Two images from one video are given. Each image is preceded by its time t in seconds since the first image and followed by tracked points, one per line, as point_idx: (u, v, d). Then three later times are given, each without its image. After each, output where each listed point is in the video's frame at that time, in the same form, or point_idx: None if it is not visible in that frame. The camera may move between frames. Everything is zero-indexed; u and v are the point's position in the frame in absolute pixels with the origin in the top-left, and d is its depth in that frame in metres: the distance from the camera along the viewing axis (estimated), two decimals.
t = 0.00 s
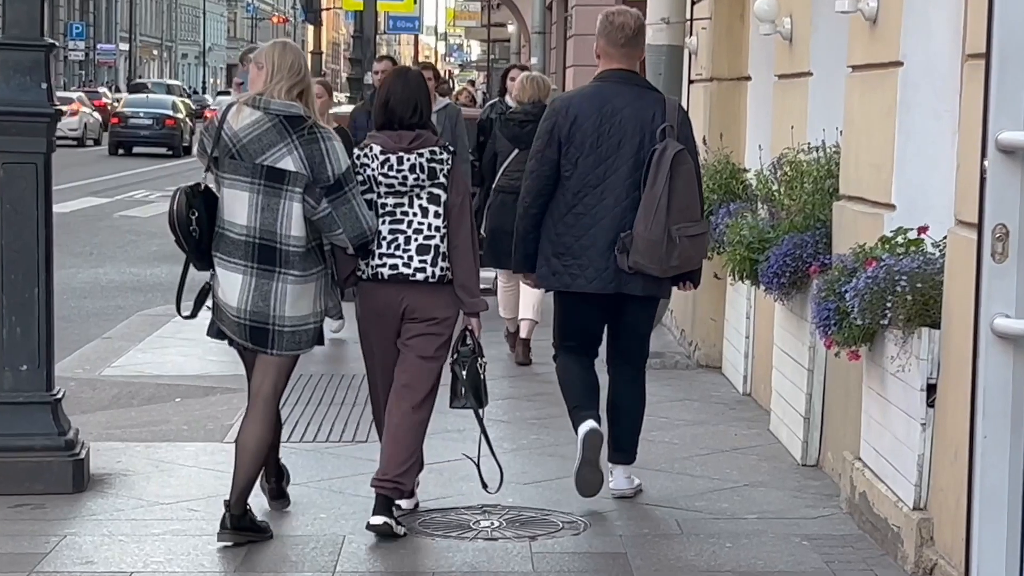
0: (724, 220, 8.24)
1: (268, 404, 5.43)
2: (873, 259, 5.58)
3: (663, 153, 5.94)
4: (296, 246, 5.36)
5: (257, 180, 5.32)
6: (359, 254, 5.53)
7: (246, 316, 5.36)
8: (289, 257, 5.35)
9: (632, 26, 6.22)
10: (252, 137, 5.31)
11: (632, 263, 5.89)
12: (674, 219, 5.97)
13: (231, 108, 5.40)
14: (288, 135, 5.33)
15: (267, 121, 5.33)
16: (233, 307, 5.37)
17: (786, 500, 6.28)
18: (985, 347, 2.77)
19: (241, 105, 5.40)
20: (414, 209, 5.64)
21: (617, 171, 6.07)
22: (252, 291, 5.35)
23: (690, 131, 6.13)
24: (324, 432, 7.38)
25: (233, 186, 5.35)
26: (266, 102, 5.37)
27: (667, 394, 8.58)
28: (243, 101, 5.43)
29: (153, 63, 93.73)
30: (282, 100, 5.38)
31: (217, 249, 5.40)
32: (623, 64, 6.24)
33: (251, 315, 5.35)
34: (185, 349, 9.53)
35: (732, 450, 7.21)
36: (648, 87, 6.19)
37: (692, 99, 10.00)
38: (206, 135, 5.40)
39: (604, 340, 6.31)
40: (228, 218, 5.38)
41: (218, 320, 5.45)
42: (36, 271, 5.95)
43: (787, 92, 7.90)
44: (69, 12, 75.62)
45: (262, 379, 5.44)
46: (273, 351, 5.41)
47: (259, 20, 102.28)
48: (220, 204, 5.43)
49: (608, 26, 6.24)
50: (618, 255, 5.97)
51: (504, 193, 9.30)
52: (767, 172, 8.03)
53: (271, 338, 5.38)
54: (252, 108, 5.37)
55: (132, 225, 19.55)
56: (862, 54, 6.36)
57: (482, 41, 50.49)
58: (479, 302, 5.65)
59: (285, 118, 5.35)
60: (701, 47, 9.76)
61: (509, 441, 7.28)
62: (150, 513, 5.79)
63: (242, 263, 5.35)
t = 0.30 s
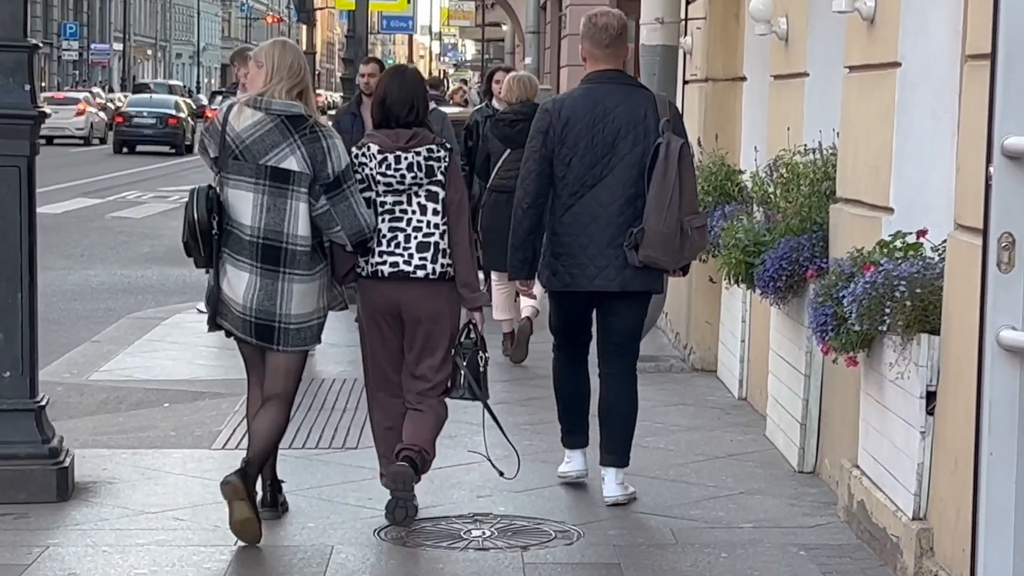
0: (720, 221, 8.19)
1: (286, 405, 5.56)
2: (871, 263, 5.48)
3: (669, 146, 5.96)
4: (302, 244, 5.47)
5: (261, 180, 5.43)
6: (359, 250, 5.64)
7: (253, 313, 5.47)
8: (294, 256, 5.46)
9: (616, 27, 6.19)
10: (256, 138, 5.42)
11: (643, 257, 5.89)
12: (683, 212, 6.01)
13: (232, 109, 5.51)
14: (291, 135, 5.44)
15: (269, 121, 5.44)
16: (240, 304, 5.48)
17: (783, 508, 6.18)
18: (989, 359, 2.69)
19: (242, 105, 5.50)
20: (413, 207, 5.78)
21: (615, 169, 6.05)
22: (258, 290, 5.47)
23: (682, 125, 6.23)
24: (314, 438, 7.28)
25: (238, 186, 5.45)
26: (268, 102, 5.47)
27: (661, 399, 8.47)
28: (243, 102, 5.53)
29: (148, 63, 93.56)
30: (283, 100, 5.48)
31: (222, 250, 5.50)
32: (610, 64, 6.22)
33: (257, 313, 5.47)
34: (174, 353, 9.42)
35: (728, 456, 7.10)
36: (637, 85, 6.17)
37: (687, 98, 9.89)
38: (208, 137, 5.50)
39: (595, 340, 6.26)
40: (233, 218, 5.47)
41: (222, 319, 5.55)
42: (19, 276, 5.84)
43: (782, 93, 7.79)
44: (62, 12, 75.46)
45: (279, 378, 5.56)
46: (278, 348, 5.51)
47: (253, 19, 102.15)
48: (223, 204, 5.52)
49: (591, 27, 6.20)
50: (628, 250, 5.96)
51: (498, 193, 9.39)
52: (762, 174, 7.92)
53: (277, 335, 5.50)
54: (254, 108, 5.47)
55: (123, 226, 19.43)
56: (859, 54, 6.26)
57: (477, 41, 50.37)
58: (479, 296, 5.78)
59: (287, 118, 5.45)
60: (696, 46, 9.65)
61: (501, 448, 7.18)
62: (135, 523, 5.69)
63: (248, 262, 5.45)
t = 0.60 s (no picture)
0: (721, 224, 8.12)
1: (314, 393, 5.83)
2: (874, 268, 5.42)
3: (662, 161, 5.99)
4: (309, 236, 5.62)
5: (266, 173, 5.57)
6: (365, 246, 5.70)
7: (261, 303, 5.59)
8: (302, 247, 5.61)
9: (604, 42, 6.23)
10: (261, 131, 5.56)
11: (650, 272, 5.93)
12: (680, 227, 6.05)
13: (236, 103, 5.64)
14: (295, 129, 5.59)
15: (274, 115, 5.59)
16: (247, 296, 5.57)
17: (785, 516, 6.10)
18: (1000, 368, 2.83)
19: (247, 100, 5.64)
20: (418, 202, 5.78)
21: (609, 182, 6.08)
22: (266, 280, 5.60)
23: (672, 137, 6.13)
24: (311, 444, 7.20)
25: (243, 178, 5.59)
26: (273, 96, 5.62)
27: (662, 404, 8.39)
28: (248, 96, 5.66)
29: (148, 63, 93.48)
30: (288, 94, 5.62)
31: (230, 243, 5.62)
32: (601, 80, 6.24)
33: (266, 303, 5.60)
34: (171, 357, 9.34)
35: (729, 463, 7.03)
36: (625, 99, 6.21)
37: (687, 100, 9.81)
38: (215, 131, 5.65)
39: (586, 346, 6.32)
40: (238, 211, 5.60)
41: (228, 311, 5.64)
42: (11, 282, 5.76)
43: (784, 95, 7.72)
44: (62, 13, 75.37)
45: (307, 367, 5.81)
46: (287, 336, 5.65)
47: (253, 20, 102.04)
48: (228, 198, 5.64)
49: (580, 45, 6.24)
50: (634, 267, 6.01)
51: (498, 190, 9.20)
52: (763, 177, 7.84)
53: (285, 324, 5.63)
54: (259, 102, 5.61)
55: (122, 228, 19.35)
56: (863, 55, 6.18)
57: (478, 42, 50.28)
58: (486, 292, 5.81)
59: (291, 112, 5.60)
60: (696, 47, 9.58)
61: (500, 454, 7.10)
62: (128, 532, 5.61)
63: (255, 253, 5.58)
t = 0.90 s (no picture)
0: (728, 225, 8.03)
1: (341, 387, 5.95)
2: (885, 271, 5.31)
3: (653, 158, 6.11)
4: (320, 238, 5.61)
5: (278, 175, 5.55)
6: (379, 250, 5.67)
7: (273, 305, 5.60)
8: (314, 249, 5.60)
9: (595, 40, 6.29)
10: (273, 133, 5.54)
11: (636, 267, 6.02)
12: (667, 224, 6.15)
13: (249, 106, 5.62)
14: (307, 132, 5.56)
15: (286, 118, 5.56)
16: (260, 298, 5.59)
17: (793, 523, 6.01)
18: None
19: (260, 102, 5.61)
20: (435, 209, 5.76)
21: (598, 180, 6.15)
22: (278, 282, 5.59)
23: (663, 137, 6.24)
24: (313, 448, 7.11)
25: (255, 181, 5.57)
26: (286, 99, 5.59)
27: (668, 407, 8.30)
28: (261, 99, 5.64)
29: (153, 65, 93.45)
30: (301, 98, 5.59)
31: (241, 244, 5.62)
32: (591, 77, 6.31)
33: (277, 305, 5.59)
34: (172, 361, 9.25)
35: (736, 468, 6.93)
36: (616, 97, 6.29)
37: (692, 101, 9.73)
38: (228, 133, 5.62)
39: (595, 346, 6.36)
40: (250, 212, 5.59)
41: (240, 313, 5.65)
42: (8, 285, 5.67)
43: (791, 95, 7.64)
44: (66, 14, 75.35)
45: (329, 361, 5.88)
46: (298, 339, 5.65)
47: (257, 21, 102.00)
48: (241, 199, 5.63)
49: (571, 44, 6.32)
50: (619, 261, 6.08)
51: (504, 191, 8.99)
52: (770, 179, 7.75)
53: (297, 326, 5.64)
54: (271, 104, 5.58)
55: (125, 230, 19.28)
56: (872, 55, 6.09)
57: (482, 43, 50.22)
58: (501, 301, 5.76)
59: (304, 115, 5.57)
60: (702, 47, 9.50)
61: (504, 460, 7.01)
62: (126, 540, 5.52)
63: (266, 255, 5.57)
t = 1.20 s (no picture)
0: (737, 225, 7.95)
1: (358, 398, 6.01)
2: (900, 270, 5.21)
3: (642, 148, 6.23)
4: (336, 245, 5.66)
5: (297, 182, 5.62)
6: (399, 253, 5.72)
7: (289, 313, 5.65)
8: (331, 256, 5.66)
9: (599, 30, 6.46)
10: (293, 140, 5.61)
11: (617, 257, 6.18)
12: (657, 215, 6.29)
13: (270, 115, 5.70)
14: (326, 139, 5.62)
15: (307, 125, 5.63)
16: (276, 305, 5.65)
17: (806, 527, 5.91)
18: None
19: (282, 110, 5.69)
20: (455, 211, 5.82)
21: (597, 169, 6.32)
22: (294, 289, 5.65)
23: (663, 127, 6.41)
24: (318, 451, 7.02)
25: (274, 188, 5.64)
26: (306, 107, 5.67)
27: (677, 409, 8.21)
28: (283, 107, 5.71)
29: (159, 66, 93.46)
30: (320, 105, 5.67)
31: (259, 251, 5.69)
32: (595, 66, 6.49)
33: (293, 312, 5.64)
34: (176, 363, 9.17)
35: (746, 470, 6.84)
36: (621, 87, 6.44)
37: (702, 99, 9.63)
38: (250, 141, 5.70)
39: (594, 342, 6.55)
40: (269, 220, 5.66)
41: (258, 320, 5.71)
42: (9, 287, 5.60)
43: (801, 93, 7.55)
44: (73, 16, 75.37)
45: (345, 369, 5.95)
46: (314, 346, 5.71)
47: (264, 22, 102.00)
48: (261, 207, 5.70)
49: (577, 32, 6.49)
50: (604, 249, 6.25)
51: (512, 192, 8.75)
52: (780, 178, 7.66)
53: (312, 334, 5.69)
54: (292, 113, 5.66)
55: (131, 231, 19.20)
56: (884, 52, 5.99)
57: (489, 43, 50.11)
58: (517, 300, 5.84)
59: (324, 123, 5.64)
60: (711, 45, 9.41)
61: (511, 462, 6.92)
62: (128, 545, 5.43)
63: (283, 262, 5.64)
